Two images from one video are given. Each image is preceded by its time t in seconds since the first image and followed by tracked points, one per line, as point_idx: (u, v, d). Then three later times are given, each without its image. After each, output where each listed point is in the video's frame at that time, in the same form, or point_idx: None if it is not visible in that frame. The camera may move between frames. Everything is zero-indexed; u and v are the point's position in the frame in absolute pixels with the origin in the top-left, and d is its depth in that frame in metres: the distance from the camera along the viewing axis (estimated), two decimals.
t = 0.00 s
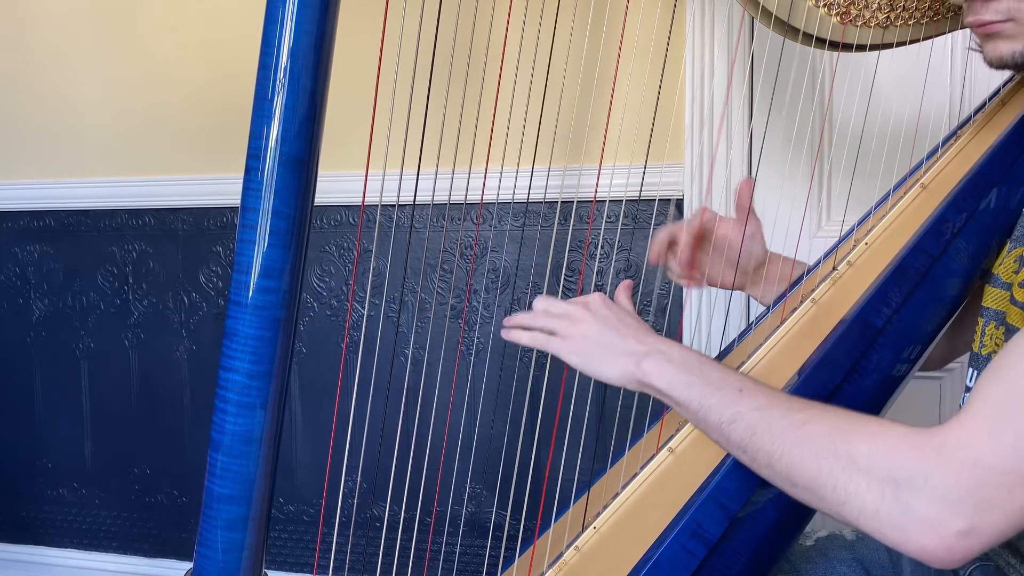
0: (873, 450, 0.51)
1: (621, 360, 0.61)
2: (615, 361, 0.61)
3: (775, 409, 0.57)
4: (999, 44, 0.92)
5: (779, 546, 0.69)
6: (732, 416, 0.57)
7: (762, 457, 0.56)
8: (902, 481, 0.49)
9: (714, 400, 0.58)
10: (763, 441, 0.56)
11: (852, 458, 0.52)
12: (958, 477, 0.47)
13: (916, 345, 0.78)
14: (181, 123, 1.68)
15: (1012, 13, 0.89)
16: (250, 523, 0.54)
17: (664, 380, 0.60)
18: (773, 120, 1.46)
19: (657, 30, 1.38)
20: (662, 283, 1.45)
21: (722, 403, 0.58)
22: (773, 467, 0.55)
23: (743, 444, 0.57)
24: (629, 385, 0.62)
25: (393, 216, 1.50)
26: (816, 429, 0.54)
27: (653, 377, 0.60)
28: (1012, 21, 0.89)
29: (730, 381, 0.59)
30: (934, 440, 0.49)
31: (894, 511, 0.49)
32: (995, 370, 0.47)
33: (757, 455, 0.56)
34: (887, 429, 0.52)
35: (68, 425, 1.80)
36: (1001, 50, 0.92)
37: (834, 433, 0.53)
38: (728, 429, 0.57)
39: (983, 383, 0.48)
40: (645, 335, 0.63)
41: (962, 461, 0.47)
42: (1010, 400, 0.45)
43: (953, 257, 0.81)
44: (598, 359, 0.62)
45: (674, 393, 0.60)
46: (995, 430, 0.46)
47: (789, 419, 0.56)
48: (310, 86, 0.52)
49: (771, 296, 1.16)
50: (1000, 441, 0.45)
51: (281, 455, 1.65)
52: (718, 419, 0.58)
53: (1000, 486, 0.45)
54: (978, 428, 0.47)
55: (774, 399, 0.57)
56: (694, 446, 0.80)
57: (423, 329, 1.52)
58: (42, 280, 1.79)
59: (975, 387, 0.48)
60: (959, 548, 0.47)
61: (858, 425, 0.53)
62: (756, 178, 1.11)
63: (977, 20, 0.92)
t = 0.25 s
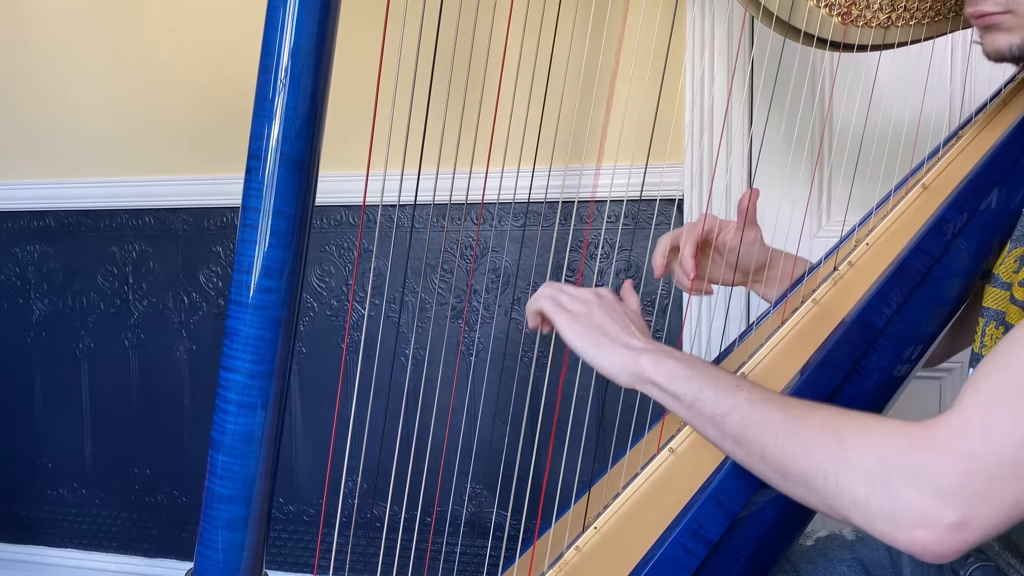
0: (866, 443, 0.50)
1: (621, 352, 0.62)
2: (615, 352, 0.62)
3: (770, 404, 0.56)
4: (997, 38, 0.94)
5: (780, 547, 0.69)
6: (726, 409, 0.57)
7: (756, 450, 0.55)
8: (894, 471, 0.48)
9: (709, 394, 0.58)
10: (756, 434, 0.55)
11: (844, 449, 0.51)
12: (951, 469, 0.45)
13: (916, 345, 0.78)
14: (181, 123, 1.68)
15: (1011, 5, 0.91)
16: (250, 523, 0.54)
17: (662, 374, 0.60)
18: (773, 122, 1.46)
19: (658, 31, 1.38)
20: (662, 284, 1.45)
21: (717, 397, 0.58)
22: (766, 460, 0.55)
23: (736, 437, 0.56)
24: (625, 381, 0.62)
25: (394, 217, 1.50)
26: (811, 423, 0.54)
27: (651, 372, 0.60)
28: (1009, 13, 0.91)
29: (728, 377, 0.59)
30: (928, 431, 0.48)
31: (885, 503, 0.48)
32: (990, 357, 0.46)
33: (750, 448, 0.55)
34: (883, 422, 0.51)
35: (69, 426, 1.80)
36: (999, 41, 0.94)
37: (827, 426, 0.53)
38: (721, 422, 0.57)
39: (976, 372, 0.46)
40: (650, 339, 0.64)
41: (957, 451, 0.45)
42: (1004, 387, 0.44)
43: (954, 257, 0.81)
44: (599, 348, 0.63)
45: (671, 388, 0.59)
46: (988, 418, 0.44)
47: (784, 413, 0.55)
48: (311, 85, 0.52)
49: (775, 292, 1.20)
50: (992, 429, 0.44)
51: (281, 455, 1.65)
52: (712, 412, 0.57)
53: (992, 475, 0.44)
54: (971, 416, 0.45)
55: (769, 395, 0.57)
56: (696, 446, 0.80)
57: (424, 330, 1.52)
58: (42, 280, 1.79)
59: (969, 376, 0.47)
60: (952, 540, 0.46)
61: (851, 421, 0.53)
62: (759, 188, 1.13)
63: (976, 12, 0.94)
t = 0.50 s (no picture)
0: (899, 475, 0.52)
1: (632, 390, 0.63)
2: (627, 392, 0.64)
3: (795, 435, 0.58)
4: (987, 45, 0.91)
5: (779, 546, 0.69)
6: (752, 446, 0.59)
7: (787, 486, 0.58)
8: (931, 503, 0.50)
9: (732, 430, 0.60)
10: (786, 470, 0.57)
11: (878, 484, 0.53)
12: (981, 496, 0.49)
13: (917, 345, 0.78)
14: (181, 123, 1.68)
15: (991, 17, 0.87)
16: (250, 523, 0.54)
17: (675, 411, 0.62)
18: (773, 124, 1.46)
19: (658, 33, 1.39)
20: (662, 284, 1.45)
21: (740, 435, 0.59)
22: (798, 495, 0.57)
23: (765, 473, 0.59)
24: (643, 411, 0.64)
25: (394, 217, 1.50)
26: (839, 454, 0.55)
27: (664, 407, 0.62)
28: (990, 24, 0.88)
29: (746, 410, 0.61)
30: (957, 461, 0.51)
31: (924, 534, 0.51)
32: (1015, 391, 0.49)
33: (781, 485, 0.58)
34: (913, 457, 0.53)
35: (68, 426, 1.80)
36: (986, 50, 0.91)
37: (857, 461, 0.54)
38: (748, 459, 0.59)
39: (1003, 404, 0.49)
40: (655, 359, 0.65)
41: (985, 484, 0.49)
42: None
43: (955, 257, 0.81)
44: (608, 386, 0.64)
45: (686, 422, 0.62)
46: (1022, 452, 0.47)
47: (810, 444, 0.57)
48: (311, 85, 0.52)
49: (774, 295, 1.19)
50: None
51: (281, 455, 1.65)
52: (738, 450, 0.60)
53: None
54: (1004, 450, 0.48)
55: (794, 425, 0.58)
56: (695, 447, 0.79)
57: (424, 330, 1.52)
58: (42, 280, 1.79)
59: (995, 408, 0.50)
60: (990, 563, 0.50)
61: (883, 456, 0.54)
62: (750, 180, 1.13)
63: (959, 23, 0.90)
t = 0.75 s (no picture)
0: (895, 461, 0.51)
1: (632, 378, 0.63)
2: (627, 380, 0.64)
3: (792, 423, 0.57)
4: (985, 51, 0.91)
5: (781, 546, 0.69)
6: (749, 433, 0.58)
7: (783, 473, 0.56)
8: (925, 490, 0.49)
9: (730, 418, 0.59)
10: (782, 457, 0.56)
11: (874, 471, 0.52)
12: (979, 485, 0.47)
13: (920, 346, 0.78)
14: (181, 122, 1.67)
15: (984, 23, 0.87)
16: (253, 522, 0.54)
17: (676, 396, 0.61)
18: (778, 129, 1.46)
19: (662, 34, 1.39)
20: (664, 285, 1.45)
21: (737, 421, 0.59)
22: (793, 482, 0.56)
23: (762, 460, 0.57)
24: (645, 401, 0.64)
25: (396, 217, 1.50)
26: (837, 443, 0.54)
27: (664, 394, 0.62)
28: (984, 30, 0.88)
29: (744, 397, 0.60)
30: (956, 449, 0.49)
31: (919, 522, 0.49)
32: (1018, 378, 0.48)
33: (777, 472, 0.56)
34: (909, 441, 0.52)
35: (69, 426, 1.80)
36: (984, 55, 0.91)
37: (855, 447, 0.53)
38: (746, 447, 0.58)
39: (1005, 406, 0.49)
40: (654, 347, 0.65)
41: (981, 469, 0.47)
42: None
43: (959, 259, 0.81)
44: (608, 377, 0.65)
45: (687, 409, 0.61)
46: (1020, 437, 0.46)
47: (807, 433, 0.56)
48: (315, 85, 0.52)
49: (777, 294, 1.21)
50: None
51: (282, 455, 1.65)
52: (735, 436, 0.59)
53: None
54: (1002, 437, 0.47)
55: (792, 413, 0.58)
56: (698, 448, 0.79)
57: (426, 330, 1.52)
58: (42, 280, 1.79)
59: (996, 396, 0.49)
60: (985, 555, 0.48)
61: (878, 441, 0.53)
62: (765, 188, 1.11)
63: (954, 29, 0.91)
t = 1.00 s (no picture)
0: (891, 450, 0.51)
1: (632, 365, 0.65)
2: (627, 367, 0.65)
3: (789, 413, 0.58)
4: (991, 52, 0.91)
5: (785, 547, 0.68)
6: (745, 420, 0.58)
7: (777, 460, 0.57)
8: (920, 479, 0.49)
9: (726, 404, 0.60)
10: (777, 444, 0.56)
11: (870, 459, 0.52)
12: (976, 475, 0.47)
13: (923, 346, 0.77)
14: (182, 123, 1.67)
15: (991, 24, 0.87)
16: (255, 522, 0.54)
17: (673, 382, 0.62)
18: (780, 122, 1.45)
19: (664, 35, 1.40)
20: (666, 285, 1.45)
21: (733, 408, 0.59)
22: (788, 470, 0.56)
23: (757, 447, 0.58)
24: (643, 390, 0.65)
25: (397, 217, 1.50)
26: (833, 431, 0.55)
27: (662, 380, 0.63)
28: (992, 32, 0.87)
29: (742, 385, 0.61)
30: (952, 438, 0.49)
31: (913, 511, 0.49)
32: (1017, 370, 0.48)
33: (772, 459, 0.57)
34: (905, 430, 0.52)
35: (69, 426, 1.80)
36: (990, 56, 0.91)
37: (850, 436, 0.54)
38: (741, 433, 0.59)
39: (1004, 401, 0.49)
40: (656, 341, 0.67)
41: (979, 458, 0.47)
42: None
43: (962, 260, 0.81)
44: (609, 363, 0.66)
45: (684, 395, 0.62)
46: (1016, 427, 0.46)
47: (803, 423, 0.56)
48: (318, 85, 0.52)
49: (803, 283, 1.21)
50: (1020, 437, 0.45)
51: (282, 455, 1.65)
52: (731, 423, 0.59)
53: (1019, 484, 0.46)
54: (1000, 427, 0.47)
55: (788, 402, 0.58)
56: (700, 450, 0.79)
57: (428, 330, 1.52)
58: (42, 281, 1.79)
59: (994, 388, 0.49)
60: (979, 546, 0.48)
61: (873, 430, 0.53)
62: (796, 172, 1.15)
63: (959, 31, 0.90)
